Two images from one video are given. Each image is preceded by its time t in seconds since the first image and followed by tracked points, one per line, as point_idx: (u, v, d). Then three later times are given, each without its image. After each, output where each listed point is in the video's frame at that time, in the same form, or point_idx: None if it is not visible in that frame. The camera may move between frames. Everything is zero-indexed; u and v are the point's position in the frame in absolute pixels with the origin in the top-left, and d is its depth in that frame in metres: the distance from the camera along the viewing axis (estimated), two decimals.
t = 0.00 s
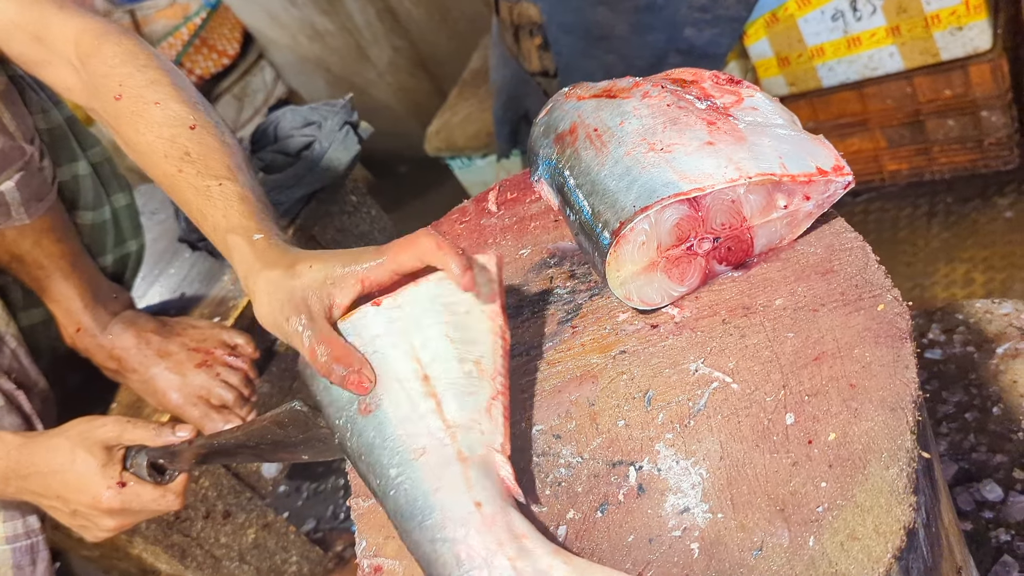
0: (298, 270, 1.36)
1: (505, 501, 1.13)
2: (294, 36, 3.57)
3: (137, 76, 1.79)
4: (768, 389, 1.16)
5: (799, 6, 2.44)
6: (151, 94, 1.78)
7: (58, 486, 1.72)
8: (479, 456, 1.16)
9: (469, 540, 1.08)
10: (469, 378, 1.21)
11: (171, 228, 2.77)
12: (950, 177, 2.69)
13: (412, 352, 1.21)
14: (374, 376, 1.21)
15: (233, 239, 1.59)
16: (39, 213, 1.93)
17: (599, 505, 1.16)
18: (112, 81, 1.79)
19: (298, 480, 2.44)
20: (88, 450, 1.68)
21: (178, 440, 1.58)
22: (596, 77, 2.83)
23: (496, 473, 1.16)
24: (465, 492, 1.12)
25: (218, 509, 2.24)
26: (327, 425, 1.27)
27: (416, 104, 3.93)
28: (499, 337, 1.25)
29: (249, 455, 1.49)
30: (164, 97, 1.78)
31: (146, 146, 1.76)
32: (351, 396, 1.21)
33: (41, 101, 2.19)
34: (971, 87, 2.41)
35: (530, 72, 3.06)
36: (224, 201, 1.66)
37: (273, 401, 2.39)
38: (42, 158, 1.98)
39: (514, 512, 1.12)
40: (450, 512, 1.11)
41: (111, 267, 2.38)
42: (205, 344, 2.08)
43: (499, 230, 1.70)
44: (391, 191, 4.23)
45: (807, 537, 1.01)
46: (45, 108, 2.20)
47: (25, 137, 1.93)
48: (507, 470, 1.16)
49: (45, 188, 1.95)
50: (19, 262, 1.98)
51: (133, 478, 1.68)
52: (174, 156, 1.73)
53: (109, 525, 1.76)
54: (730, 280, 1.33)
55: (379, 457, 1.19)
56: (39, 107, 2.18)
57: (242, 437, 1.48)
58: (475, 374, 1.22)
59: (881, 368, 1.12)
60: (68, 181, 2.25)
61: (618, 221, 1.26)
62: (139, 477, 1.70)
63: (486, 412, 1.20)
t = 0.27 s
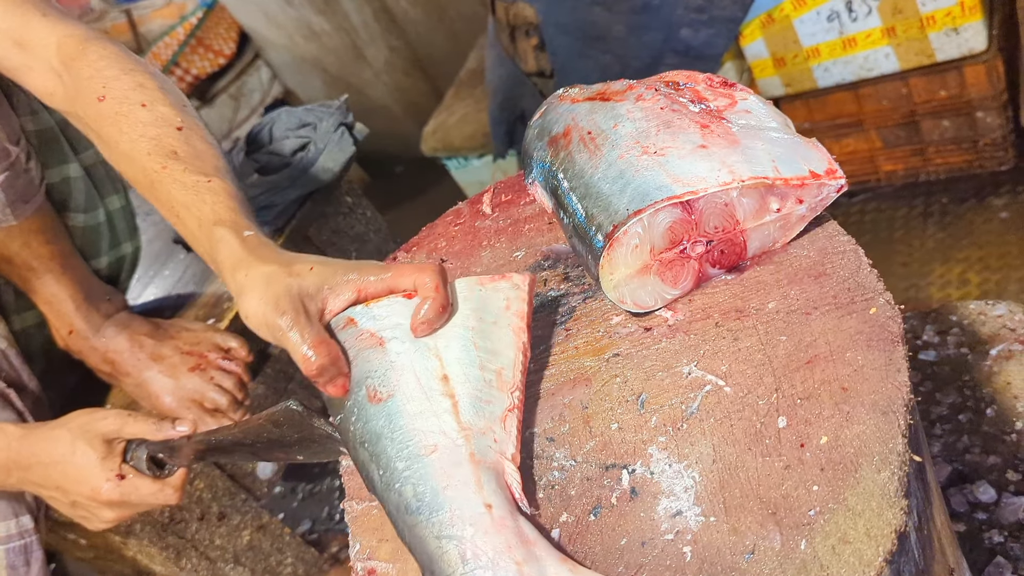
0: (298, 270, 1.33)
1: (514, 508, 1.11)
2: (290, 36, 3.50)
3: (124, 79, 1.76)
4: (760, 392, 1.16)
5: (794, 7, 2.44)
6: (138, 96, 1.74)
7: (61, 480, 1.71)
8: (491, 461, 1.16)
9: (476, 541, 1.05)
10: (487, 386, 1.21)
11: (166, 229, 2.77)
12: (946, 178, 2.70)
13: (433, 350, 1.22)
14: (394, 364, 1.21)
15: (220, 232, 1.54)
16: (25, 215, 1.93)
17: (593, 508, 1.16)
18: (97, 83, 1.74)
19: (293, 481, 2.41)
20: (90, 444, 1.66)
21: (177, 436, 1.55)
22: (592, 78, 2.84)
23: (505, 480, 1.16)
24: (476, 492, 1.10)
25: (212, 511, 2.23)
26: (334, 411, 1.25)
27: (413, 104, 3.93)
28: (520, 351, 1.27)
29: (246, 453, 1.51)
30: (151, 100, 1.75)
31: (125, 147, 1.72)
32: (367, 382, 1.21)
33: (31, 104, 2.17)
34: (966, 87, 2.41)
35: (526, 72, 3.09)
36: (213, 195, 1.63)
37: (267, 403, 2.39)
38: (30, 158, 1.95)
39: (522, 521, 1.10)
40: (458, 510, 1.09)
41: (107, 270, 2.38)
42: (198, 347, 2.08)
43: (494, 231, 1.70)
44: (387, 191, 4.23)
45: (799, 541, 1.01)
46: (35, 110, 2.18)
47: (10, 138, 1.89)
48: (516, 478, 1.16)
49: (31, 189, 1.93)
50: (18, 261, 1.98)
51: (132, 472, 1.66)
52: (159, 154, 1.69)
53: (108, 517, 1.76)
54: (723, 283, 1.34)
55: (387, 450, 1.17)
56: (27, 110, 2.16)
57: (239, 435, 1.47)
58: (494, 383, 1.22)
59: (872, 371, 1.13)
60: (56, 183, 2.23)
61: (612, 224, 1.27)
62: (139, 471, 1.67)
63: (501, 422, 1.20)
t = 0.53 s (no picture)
0: (315, 172, 1.39)
1: (484, 416, 1.19)
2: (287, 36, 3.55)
3: (164, 44, 1.80)
4: (757, 390, 1.17)
5: (791, 7, 2.45)
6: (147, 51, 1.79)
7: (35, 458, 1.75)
8: (469, 374, 1.24)
9: (441, 442, 1.14)
10: (474, 304, 1.30)
11: (164, 229, 2.77)
12: (942, 177, 2.71)
13: (428, 262, 1.30)
14: (392, 271, 1.30)
15: (252, 144, 1.58)
16: (35, 207, 1.91)
17: (590, 506, 1.16)
18: (143, 48, 1.79)
19: (292, 481, 2.68)
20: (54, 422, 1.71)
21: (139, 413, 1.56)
22: (589, 77, 2.84)
23: (480, 392, 1.24)
24: (451, 398, 1.19)
25: (210, 510, 2.19)
26: (335, 304, 1.36)
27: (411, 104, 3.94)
28: (509, 274, 1.34)
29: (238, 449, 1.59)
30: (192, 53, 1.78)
31: (169, 94, 1.73)
32: (366, 286, 1.30)
33: (44, 99, 2.18)
34: (963, 87, 2.42)
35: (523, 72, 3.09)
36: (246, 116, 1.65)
37: (265, 401, 2.38)
38: (40, 151, 1.94)
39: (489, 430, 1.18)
40: (433, 412, 1.18)
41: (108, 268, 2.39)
42: (197, 346, 2.08)
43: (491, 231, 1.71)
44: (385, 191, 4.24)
45: (795, 537, 1.01)
46: (47, 104, 2.18)
47: (23, 131, 1.88)
48: (490, 392, 1.25)
49: (41, 182, 1.92)
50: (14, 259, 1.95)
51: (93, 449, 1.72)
52: (195, 87, 1.71)
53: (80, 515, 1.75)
54: (720, 281, 1.34)
55: (377, 351, 1.27)
56: (41, 103, 2.16)
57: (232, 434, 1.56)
58: (480, 301, 1.31)
59: (868, 369, 1.13)
60: (66, 179, 2.22)
61: (609, 222, 1.27)
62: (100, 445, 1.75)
63: (483, 337, 1.29)
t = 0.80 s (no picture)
0: (319, 85, 1.67)
1: (441, 292, 1.47)
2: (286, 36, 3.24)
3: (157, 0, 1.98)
4: (755, 388, 1.17)
5: (790, 8, 2.45)
6: (146, 9, 1.95)
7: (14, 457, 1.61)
8: (436, 257, 1.51)
9: (401, 306, 1.42)
10: (448, 196, 1.55)
11: (162, 227, 2.77)
12: (941, 177, 2.71)
13: (411, 158, 1.55)
14: (382, 165, 1.57)
15: (259, 65, 1.81)
16: (41, 198, 1.89)
17: (588, 504, 1.17)
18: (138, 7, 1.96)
19: (290, 480, 2.47)
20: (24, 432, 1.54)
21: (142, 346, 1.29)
22: (588, 77, 2.85)
23: (444, 272, 1.51)
24: (415, 274, 1.46)
25: (208, 509, 2.19)
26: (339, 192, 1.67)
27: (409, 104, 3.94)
28: (481, 167, 1.59)
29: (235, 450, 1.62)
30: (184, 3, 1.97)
31: (170, 42, 1.94)
32: (362, 177, 1.60)
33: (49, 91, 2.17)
34: (961, 88, 2.42)
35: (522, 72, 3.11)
36: (245, 47, 1.88)
37: (264, 400, 2.38)
38: (48, 142, 1.91)
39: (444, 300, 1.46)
40: (397, 284, 1.46)
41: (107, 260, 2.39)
42: (198, 343, 2.08)
43: (489, 230, 1.72)
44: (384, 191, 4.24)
45: (793, 534, 1.01)
46: (52, 96, 2.18)
47: (32, 120, 1.85)
48: (453, 272, 1.52)
49: (49, 173, 1.89)
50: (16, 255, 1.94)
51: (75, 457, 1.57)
52: (193, 31, 1.93)
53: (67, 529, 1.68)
54: (718, 279, 1.35)
55: (367, 232, 1.57)
56: (46, 96, 2.16)
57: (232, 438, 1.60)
58: (454, 195, 1.56)
59: (867, 367, 1.13)
60: (72, 172, 2.23)
61: (607, 221, 1.27)
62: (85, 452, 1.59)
63: (452, 226, 1.55)
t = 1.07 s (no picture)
0: (334, 68, 1.79)
1: (454, 258, 1.54)
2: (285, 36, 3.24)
3: None
4: (752, 391, 1.17)
5: (788, 9, 2.46)
6: None
7: None
8: (451, 227, 1.59)
9: (417, 269, 1.50)
10: (462, 173, 1.65)
11: (161, 229, 2.77)
12: (939, 179, 2.72)
13: (427, 139, 1.67)
14: (398, 144, 1.69)
15: (273, 50, 1.93)
16: (50, 195, 1.92)
17: (586, 506, 1.17)
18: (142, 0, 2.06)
19: (289, 482, 2.47)
20: None
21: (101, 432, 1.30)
22: (587, 78, 2.86)
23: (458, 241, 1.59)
24: (431, 241, 1.55)
25: (207, 511, 2.19)
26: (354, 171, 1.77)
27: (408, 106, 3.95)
28: (492, 149, 1.70)
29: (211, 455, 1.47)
30: None
31: (178, 31, 2.04)
32: (378, 155, 1.70)
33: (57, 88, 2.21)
34: (960, 89, 2.43)
35: (522, 73, 3.10)
36: (256, 33, 1.99)
37: (263, 402, 2.38)
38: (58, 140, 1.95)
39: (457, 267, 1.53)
40: (413, 251, 1.54)
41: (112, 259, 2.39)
42: (199, 344, 2.10)
43: (487, 232, 1.72)
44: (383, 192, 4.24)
45: (790, 537, 1.01)
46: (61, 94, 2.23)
47: (44, 118, 1.90)
48: (466, 240, 1.59)
49: (58, 169, 1.93)
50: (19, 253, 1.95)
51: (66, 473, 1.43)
52: (201, 19, 2.02)
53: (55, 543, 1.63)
54: (716, 282, 1.35)
55: (384, 206, 1.65)
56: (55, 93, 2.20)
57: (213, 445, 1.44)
58: (467, 171, 1.66)
59: (863, 369, 1.14)
60: (81, 168, 2.25)
61: (606, 224, 1.27)
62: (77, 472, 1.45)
63: (466, 201, 1.63)
